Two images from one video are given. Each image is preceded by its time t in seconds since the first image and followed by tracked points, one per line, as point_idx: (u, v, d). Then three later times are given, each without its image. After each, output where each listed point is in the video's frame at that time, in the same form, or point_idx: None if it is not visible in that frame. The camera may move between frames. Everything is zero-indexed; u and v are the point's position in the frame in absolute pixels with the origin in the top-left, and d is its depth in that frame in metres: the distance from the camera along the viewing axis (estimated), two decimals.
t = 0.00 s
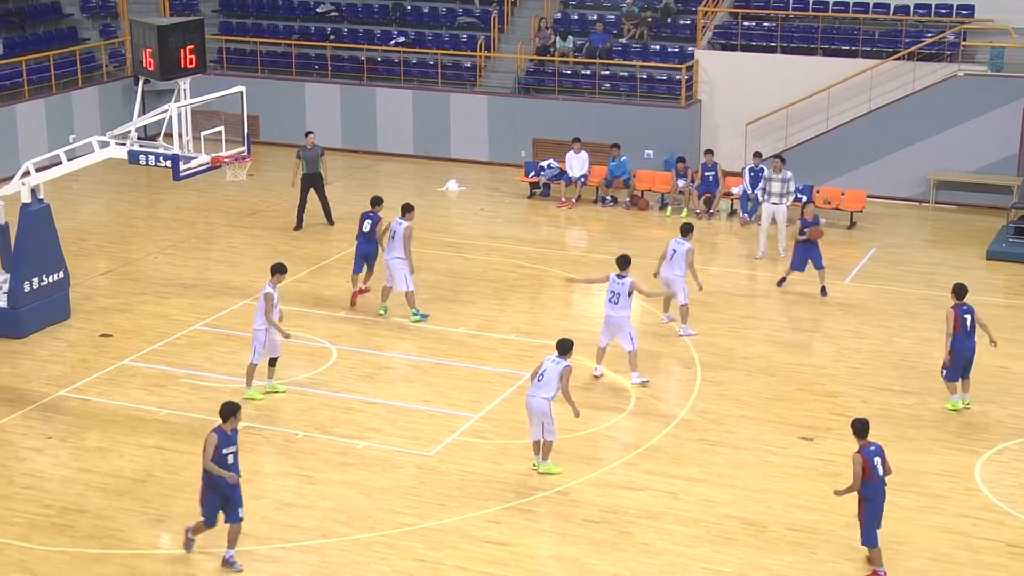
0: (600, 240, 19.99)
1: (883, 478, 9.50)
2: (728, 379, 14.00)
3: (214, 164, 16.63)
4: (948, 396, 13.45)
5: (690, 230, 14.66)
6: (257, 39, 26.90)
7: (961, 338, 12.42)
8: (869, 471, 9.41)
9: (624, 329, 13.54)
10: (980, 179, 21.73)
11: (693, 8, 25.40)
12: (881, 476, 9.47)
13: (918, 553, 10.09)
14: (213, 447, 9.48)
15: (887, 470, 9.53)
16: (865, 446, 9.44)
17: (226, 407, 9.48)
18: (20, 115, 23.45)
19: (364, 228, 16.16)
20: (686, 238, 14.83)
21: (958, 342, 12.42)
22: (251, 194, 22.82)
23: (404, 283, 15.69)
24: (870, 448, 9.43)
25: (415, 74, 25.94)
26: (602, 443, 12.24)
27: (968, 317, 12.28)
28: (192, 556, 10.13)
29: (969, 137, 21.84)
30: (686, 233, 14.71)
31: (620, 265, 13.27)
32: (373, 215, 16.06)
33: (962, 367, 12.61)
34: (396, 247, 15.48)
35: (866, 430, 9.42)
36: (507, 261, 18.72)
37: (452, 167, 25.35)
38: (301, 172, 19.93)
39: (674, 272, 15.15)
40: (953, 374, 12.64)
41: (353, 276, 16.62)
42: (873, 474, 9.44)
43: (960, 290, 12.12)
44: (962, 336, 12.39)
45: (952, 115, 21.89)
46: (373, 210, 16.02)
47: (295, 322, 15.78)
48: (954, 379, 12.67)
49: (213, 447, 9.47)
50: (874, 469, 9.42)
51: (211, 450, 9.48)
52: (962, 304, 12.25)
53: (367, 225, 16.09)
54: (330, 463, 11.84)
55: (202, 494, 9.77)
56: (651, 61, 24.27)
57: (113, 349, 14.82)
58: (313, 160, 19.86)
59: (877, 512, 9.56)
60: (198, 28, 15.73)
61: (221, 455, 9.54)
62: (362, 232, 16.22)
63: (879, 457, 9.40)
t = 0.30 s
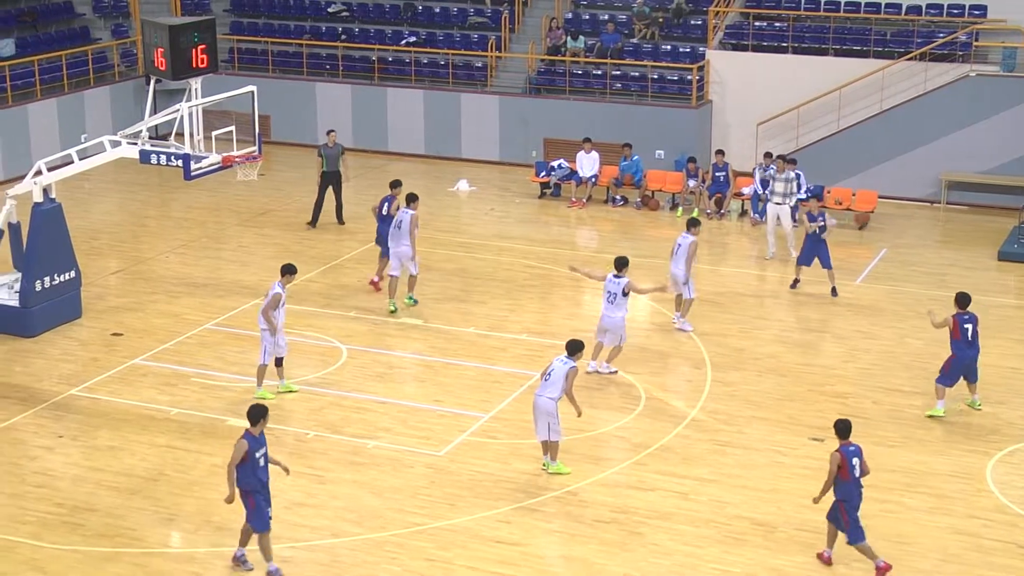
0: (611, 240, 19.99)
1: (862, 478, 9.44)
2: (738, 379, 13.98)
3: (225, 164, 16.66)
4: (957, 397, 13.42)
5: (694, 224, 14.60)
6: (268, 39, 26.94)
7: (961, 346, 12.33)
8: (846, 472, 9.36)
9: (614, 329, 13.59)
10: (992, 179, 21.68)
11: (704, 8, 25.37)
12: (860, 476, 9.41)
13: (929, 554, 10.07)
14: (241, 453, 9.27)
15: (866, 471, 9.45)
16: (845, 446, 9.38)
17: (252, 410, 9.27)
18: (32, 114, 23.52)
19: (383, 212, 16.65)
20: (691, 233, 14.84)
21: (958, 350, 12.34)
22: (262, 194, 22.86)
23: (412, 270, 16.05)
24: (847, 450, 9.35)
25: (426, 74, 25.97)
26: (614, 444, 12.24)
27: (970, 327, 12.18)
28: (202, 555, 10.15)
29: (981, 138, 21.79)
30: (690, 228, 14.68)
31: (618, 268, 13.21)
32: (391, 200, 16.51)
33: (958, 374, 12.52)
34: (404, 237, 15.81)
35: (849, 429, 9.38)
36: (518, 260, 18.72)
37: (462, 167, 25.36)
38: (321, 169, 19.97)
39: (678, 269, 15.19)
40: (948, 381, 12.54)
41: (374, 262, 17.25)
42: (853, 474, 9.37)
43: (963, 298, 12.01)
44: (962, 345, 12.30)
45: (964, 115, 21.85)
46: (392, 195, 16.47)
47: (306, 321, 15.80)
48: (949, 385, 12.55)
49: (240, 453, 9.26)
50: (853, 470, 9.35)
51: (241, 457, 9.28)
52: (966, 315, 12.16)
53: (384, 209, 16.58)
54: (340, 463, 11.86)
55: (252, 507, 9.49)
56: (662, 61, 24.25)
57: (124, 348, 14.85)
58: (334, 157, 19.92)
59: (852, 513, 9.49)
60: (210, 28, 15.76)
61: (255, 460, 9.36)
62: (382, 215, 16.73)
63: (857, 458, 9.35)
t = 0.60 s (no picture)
0: (620, 240, 19.98)
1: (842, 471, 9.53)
2: (748, 380, 13.95)
3: (235, 163, 16.67)
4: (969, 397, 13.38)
5: (701, 222, 14.69)
6: (279, 39, 26.95)
7: (959, 345, 12.27)
8: (828, 461, 9.46)
9: (625, 325, 13.59)
10: (1002, 180, 21.62)
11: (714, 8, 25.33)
12: (840, 469, 9.51)
13: (939, 555, 10.04)
14: (275, 466, 9.22)
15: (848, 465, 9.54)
16: (829, 436, 9.46)
17: (279, 420, 9.23)
18: (43, 114, 23.57)
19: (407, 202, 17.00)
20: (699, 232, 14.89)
21: (955, 349, 12.28)
22: (271, 194, 22.89)
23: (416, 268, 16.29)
24: (832, 439, 9.44)
25: (436, 74, 25.98)
26: (624, 444, 12.22)
27: (966, 325, 12.12)
28: (212, 554, 10.16)
29: (992, 138, 21.72)
30: (699, 226, 14.76)
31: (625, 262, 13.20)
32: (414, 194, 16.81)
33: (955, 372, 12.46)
34: (412, 238, 15.98)
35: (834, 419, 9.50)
36: (527, 261, 18.72)
37: (472, 167, 25.36)
38: (333, 168, 19.97)
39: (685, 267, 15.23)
40: (945, 380, 12.49)
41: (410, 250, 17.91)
42: (834, 464, 9.48)
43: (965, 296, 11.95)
44: (958, 343, 12.25)
45: (975, 115, 21.79)
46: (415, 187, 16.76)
47: (315, 321, 15.82)
48: (946, 385, 12.50)
49: (275, 464, 9.22)
50: (834, 460, 9.46)
51: (277, 469, 9.24)
52: (965, 312, 12.10)
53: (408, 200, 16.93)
54: (350, 462, 11.87)
55: (285, 524, 9.46)
56: (673, 61, 24.22)
57: (134, 347, 14.88)
58: (346, 156, 19.93)
59: (829, 503, 9.59)
60: (220, 27, 15.77)
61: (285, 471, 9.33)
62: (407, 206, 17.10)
63: (840, 449, 9.44)
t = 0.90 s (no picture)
0: (632, 238, 19.97)
1: (815, 478, 9.48)
2: (760, 379, 13.93)
3: (248, 161, 16.70)
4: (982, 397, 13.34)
5: (705, 225, 14.65)
6: (292, 37, 27.00)
7: (960, 360, 12.13)
8: (798, 465, 9.49)
9: (644, 334, 13.41)
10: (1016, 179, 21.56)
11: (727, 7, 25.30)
12: (812, 475, 9.48)
13: (951, 556, 10.01)
14: (289, 461, 9.24)
15: (824, 473, 9.48)
16: (807, 440, 9.47)
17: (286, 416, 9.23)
18: (56, 111, 23.65)
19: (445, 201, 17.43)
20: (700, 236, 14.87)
21: (957, 364, 12.14)
22: (284, 191, 22.93)
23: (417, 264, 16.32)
24: (805, 445, 9.45)
25: (449, 72, 26.00)
26: (636, 443, 12.21)
27: (965, 340, 11.99)
28: (224, 552, 10.19)
29: (1006, 137, 21.66)
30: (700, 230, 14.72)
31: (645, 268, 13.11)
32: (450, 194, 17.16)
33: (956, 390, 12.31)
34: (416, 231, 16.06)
35: (818, 426, 9.45)
36: (539, 259, 18.72)
37: (484, 165, 25.37)
38: (343, 166, 19.99)
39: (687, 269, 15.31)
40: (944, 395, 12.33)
41: (445, 245, 18.31)
42: (803, 469, 9.49)
43: (958, 312, 11.90)
44: (961, 359, 12.12)
45: (989, 114, 21.74)
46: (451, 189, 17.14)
47: (327, 319, 15.84)
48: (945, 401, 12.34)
49: (288, 459, 9.23)
50: (803, 465, 9.46)
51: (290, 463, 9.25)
52: (963, 327, 11.98)
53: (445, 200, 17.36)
54: (362, 460, 11.89)
55: (292, 519, 9.47)
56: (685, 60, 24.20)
57: (146, 345, 14.92)
58: (359, 154, 19.95)
59: (800, 505, 9.59)
60: (233, 26, 15.81)
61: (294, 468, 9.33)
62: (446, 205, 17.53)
63: (812, 456, 9.42)
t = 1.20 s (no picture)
0: (651, 228, 19.93)
1: (810, 472, 9.31)
2: (778, 369, 13.90)
3: (267, 150, 16.73)
4: (1002, 388, 13.27)
5: (710, 220, 14.47)
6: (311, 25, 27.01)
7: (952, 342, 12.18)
8: (793, 457, 9.37)
9: (674, 326, 13.11)
10: None
11: None
12: (807, 468, 9.32)
13: (970, 547, 9.97)
14: (280, 446, 9.23)
15: (820, 469, 9.29)
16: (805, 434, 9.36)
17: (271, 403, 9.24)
18: (77, 99, 23.74)
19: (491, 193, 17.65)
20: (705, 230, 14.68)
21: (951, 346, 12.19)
22: (303, 180, 22.97)
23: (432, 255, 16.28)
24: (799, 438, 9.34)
25: (467, 60, 25.97)
26: (654, 432, 12.20)
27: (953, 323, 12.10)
28: (243, 539, 10.24)
29: None
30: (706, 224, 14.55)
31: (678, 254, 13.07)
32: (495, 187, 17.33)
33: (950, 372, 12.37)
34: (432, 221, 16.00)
35: (817, 420, 9.33)
36: (558, 248, 18.71)
37: (503, 154, 25.35)
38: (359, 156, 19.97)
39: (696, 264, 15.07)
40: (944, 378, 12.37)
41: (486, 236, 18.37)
42: (797, 461, 9.36)
43: (931, 301, 11.82)
44: (954, 341, 12.18)
45: (1010, 104, 21.58)
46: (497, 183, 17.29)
47: (345, 308, 15.87)
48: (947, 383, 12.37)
49: (279, 445, 9.21)
50: (797, 457, 9.34)
51: (281, 449, 9.24)
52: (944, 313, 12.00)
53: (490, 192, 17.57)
54: (380, 448, 11.92)
55: (293, 500, 9.50)
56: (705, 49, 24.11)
57: (166, 332, 14.98)
58: (373, 145, 19.93)
59: (799, 500, 9.45)
60: (253, 14, 15.83)
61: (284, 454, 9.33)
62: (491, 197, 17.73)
63: (805, 449, 9.29)
